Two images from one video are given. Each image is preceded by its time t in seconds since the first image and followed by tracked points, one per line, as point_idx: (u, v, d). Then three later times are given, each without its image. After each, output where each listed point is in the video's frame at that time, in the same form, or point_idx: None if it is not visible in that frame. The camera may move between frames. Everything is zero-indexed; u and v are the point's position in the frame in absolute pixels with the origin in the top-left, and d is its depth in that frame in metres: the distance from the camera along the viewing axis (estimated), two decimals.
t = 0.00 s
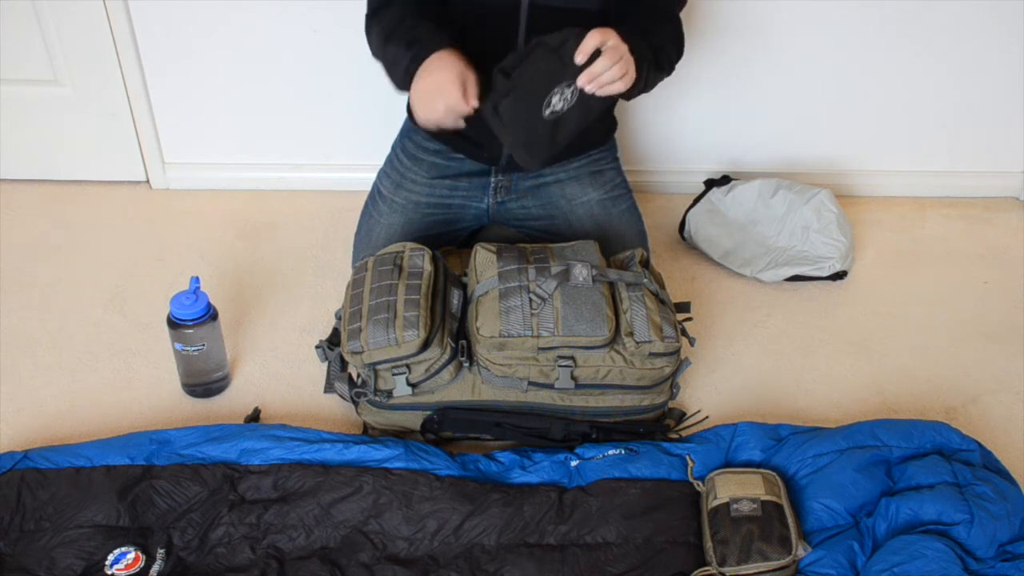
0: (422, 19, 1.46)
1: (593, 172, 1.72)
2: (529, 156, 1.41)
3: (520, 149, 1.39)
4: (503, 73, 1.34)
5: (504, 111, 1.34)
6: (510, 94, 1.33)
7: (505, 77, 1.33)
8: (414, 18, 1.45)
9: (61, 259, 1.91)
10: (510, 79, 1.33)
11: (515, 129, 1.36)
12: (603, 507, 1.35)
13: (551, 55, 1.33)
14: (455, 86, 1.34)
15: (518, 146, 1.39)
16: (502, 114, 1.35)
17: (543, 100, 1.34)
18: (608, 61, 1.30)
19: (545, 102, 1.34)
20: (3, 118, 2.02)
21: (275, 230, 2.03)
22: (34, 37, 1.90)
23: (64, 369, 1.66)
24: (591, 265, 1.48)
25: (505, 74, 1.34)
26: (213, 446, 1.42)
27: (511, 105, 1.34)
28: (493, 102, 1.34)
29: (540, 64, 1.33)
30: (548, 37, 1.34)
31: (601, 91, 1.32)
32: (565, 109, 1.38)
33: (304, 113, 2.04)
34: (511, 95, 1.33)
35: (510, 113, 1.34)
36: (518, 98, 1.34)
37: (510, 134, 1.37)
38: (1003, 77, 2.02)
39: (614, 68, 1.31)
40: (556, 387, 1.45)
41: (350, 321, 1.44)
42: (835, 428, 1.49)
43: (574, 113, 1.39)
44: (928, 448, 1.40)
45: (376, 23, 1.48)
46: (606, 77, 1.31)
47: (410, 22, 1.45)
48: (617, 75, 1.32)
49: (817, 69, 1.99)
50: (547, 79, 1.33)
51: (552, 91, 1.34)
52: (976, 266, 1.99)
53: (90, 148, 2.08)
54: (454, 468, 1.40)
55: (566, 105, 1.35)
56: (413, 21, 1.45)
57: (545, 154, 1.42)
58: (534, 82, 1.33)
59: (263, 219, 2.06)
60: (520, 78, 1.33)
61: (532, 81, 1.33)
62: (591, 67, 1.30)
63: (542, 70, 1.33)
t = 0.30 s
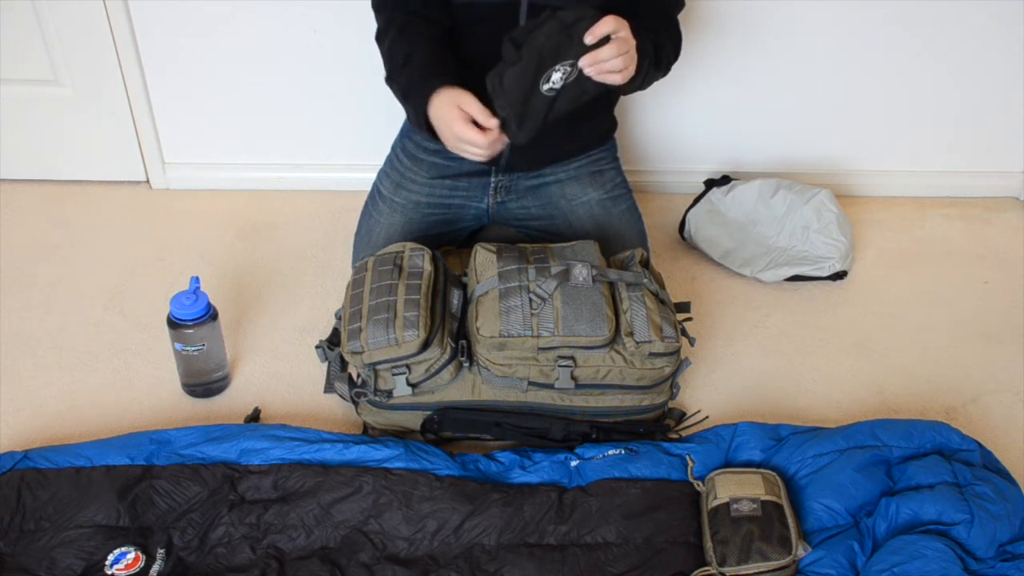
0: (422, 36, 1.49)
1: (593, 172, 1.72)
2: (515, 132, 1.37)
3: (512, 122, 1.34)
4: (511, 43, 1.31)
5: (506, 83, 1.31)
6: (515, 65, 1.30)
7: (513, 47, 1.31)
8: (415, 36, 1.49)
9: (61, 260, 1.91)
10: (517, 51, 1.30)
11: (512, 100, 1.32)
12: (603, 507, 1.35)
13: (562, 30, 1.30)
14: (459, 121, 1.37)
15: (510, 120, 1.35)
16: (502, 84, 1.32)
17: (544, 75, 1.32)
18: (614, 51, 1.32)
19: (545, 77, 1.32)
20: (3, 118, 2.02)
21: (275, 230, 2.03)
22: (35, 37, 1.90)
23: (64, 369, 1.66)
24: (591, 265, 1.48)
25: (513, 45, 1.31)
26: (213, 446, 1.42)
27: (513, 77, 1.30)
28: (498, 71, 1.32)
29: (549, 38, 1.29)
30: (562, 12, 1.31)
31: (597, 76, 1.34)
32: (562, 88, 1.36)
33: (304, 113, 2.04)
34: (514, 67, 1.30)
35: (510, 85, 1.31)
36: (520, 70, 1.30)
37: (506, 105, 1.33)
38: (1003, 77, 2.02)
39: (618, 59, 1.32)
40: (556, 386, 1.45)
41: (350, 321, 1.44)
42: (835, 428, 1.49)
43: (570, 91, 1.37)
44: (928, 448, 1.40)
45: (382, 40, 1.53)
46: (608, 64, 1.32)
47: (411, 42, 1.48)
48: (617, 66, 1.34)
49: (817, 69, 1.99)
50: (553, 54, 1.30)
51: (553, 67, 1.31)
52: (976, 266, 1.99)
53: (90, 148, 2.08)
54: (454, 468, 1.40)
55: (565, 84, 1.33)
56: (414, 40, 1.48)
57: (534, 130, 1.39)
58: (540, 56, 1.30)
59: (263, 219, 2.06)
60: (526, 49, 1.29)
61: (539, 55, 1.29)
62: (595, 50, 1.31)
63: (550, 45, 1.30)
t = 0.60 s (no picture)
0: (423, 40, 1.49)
1: (593, 172, 1.72)
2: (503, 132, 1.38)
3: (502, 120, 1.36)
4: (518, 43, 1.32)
5: (505, 82, 1.31)
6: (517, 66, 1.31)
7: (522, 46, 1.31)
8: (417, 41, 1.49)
9: (61, 260, 1.91)
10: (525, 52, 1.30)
11: (508, 97, 1.33)
12: (603, 507, 1.35)
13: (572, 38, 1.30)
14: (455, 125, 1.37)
15: (503, 117, 1.35)
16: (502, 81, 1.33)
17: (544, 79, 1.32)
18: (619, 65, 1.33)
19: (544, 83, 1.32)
20: (3, 117, 2.02)
21: (275, 230, 2.03)
22: (35, 38, 1.90)
23: (64, 369, 1.66)
24: (591, 265, 1.48)
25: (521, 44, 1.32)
26: (213, 446, 1.42)
27: (514, 75, 1.31)
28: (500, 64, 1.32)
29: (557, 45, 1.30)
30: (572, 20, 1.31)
31: (597, 85, 1.34)
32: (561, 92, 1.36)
33: (304, 113, 2.04)
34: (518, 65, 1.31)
35: (507, 82, 1.31)
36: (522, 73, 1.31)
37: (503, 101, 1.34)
38: (1003, 77, 2.02)
39: (620, 72, 1.33)
40: (556, 387, 1.45)
41: (350, 321, 1.44)
42: (835, 428, 1.49)
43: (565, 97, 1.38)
44: (928, 448, 1.40)
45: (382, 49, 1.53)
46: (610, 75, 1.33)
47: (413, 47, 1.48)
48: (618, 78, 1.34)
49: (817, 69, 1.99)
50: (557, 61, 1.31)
51: (556, 73, 1.32)
52: (976, 267, 1.99)
53: (90, 148, 2.08)
54: (454, 468, 1.40)
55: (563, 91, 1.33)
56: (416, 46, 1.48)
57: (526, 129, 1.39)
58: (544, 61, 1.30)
59: (263, 219, 2.06)
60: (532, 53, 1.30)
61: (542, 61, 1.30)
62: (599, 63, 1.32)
63: (555, 52, 1.30)
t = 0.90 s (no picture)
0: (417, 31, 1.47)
1: (593, 172, 1.72)
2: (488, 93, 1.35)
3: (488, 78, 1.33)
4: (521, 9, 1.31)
5: (497, 38, 1.29)
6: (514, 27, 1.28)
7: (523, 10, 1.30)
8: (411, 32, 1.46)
9: (61, 260, 1.91)
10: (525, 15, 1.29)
11: (499, 54, 1.29)
12: (603, 507, 1.35)
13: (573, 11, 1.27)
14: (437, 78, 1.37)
15: (490, 75, 1.32)
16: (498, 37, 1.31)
17: (535, 45, 1.28)
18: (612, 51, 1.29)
19: (533, 50, 1.29)
20: (3, 117, 2.02)
21: (275, 230, 2.03)
22: (35, 38, 1.90)
23: (64, 369, 1.66)
24: (591, 265, 1.48)
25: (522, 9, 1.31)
26: (213, 446, 1.42)
27: (507, 34, 1.28)
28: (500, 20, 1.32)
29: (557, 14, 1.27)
30: None
31: (588, 66, 1.30)
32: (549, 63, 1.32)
33: (303, 113, 2.04)
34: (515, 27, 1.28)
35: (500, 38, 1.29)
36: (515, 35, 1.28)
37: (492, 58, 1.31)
38: (1003, 77, 2.02)
39: (613, 56, 1.29)
40: (556, 386, 1.45)
41: (350, 321, 1.44)
42: (835, 428, 1.49)
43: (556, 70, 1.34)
44: (928, 448, 1.40)
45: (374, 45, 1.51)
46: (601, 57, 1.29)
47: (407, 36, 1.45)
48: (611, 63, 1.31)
49: (817, 69, 1.99)
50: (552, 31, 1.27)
51: (548, 41, 1.28)
52: (976, 267, 1.99)
53: (90, 148, 2.08)
54: (454, 468, 1.40)
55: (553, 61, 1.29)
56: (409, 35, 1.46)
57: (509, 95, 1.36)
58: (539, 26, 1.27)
59: (262, 219, 2.06)
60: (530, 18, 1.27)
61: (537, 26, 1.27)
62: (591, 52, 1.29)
63: (553, 20, 1.27)
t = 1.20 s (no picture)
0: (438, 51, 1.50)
1: (594, 172, 1.72)
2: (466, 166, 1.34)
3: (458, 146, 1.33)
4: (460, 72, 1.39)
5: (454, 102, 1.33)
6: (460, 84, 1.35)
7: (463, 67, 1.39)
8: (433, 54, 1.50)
9: (61, 260, 1.91)
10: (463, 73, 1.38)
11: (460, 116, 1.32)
12: (603, 507, 1.35)
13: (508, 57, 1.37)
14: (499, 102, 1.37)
15: (459, 141, 1.33)
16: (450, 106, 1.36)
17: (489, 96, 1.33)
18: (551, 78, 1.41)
19: (489, 100, 1.33)
20: (3, 117, 2.02)
21: (275, 230, 2.03)
22: (35, 38, 1.91)
23: (64, 369, 1.66)
24: (591, 265, 1.48)
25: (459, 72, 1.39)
26: (213, 446, 1.42)
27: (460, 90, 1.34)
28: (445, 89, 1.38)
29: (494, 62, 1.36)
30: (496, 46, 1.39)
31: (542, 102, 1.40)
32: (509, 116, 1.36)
33: (303, 113, 2.04)
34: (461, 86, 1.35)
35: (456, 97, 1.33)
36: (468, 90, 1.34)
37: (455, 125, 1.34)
38: (1004, 77, 2.02)
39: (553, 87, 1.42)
40: (556, 387, 1.45)
41: (350, 321, 1.44)
42: (835, 428, 1.49)
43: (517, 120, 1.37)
44: (928, 448, 1.40)
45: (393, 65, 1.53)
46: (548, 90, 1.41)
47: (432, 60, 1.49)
48: (558, 93, 1.42)
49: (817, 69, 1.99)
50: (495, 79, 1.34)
51: (499, 92, 1.34)
52: (976, 266, 1.99)
53: (91, 148, 2.08)
54: (454, 468, 1.40)
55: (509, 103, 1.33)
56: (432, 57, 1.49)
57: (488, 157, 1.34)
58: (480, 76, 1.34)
59: (263, 219, 2.06)
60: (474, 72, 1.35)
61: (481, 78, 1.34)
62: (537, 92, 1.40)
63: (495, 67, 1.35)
